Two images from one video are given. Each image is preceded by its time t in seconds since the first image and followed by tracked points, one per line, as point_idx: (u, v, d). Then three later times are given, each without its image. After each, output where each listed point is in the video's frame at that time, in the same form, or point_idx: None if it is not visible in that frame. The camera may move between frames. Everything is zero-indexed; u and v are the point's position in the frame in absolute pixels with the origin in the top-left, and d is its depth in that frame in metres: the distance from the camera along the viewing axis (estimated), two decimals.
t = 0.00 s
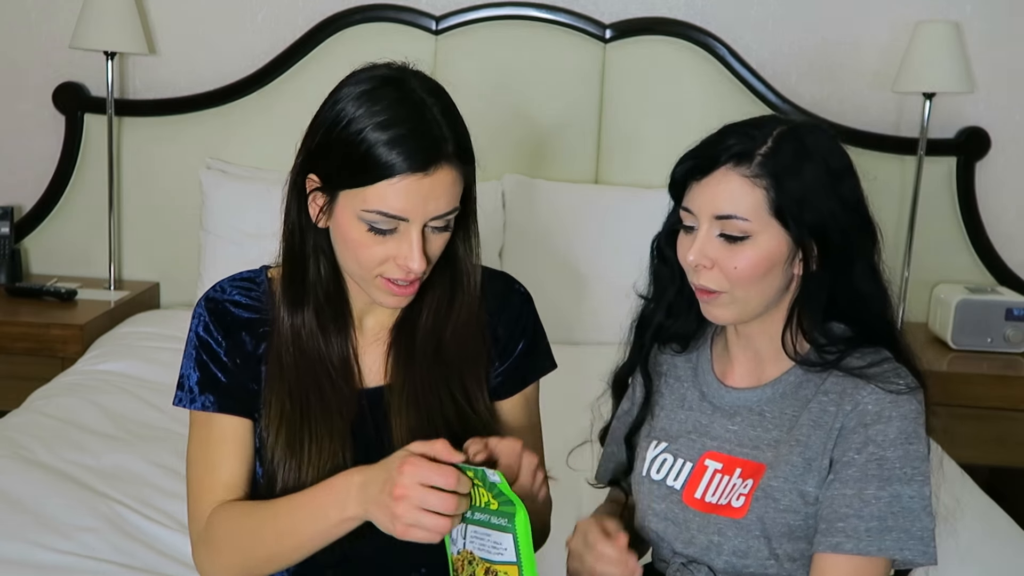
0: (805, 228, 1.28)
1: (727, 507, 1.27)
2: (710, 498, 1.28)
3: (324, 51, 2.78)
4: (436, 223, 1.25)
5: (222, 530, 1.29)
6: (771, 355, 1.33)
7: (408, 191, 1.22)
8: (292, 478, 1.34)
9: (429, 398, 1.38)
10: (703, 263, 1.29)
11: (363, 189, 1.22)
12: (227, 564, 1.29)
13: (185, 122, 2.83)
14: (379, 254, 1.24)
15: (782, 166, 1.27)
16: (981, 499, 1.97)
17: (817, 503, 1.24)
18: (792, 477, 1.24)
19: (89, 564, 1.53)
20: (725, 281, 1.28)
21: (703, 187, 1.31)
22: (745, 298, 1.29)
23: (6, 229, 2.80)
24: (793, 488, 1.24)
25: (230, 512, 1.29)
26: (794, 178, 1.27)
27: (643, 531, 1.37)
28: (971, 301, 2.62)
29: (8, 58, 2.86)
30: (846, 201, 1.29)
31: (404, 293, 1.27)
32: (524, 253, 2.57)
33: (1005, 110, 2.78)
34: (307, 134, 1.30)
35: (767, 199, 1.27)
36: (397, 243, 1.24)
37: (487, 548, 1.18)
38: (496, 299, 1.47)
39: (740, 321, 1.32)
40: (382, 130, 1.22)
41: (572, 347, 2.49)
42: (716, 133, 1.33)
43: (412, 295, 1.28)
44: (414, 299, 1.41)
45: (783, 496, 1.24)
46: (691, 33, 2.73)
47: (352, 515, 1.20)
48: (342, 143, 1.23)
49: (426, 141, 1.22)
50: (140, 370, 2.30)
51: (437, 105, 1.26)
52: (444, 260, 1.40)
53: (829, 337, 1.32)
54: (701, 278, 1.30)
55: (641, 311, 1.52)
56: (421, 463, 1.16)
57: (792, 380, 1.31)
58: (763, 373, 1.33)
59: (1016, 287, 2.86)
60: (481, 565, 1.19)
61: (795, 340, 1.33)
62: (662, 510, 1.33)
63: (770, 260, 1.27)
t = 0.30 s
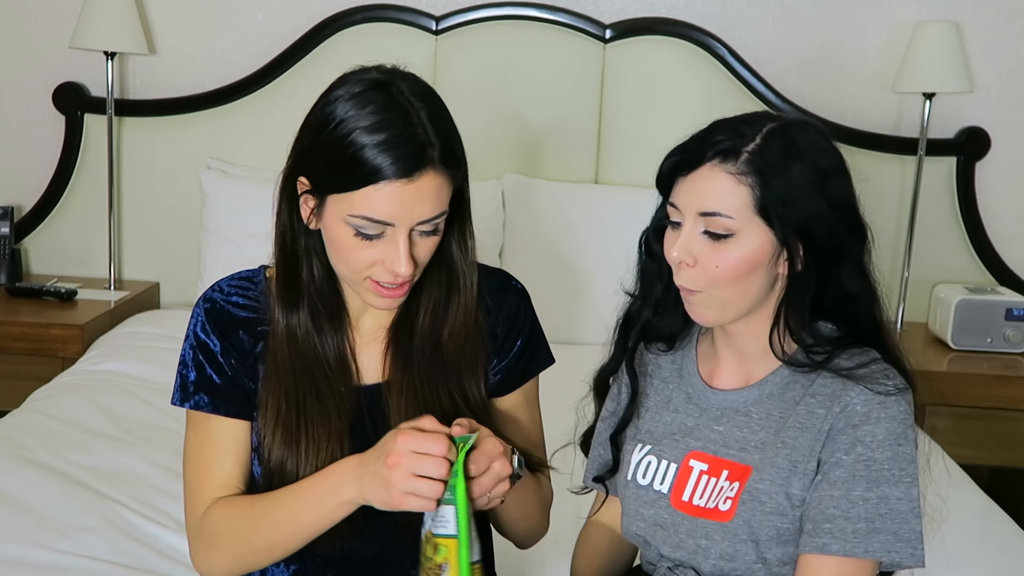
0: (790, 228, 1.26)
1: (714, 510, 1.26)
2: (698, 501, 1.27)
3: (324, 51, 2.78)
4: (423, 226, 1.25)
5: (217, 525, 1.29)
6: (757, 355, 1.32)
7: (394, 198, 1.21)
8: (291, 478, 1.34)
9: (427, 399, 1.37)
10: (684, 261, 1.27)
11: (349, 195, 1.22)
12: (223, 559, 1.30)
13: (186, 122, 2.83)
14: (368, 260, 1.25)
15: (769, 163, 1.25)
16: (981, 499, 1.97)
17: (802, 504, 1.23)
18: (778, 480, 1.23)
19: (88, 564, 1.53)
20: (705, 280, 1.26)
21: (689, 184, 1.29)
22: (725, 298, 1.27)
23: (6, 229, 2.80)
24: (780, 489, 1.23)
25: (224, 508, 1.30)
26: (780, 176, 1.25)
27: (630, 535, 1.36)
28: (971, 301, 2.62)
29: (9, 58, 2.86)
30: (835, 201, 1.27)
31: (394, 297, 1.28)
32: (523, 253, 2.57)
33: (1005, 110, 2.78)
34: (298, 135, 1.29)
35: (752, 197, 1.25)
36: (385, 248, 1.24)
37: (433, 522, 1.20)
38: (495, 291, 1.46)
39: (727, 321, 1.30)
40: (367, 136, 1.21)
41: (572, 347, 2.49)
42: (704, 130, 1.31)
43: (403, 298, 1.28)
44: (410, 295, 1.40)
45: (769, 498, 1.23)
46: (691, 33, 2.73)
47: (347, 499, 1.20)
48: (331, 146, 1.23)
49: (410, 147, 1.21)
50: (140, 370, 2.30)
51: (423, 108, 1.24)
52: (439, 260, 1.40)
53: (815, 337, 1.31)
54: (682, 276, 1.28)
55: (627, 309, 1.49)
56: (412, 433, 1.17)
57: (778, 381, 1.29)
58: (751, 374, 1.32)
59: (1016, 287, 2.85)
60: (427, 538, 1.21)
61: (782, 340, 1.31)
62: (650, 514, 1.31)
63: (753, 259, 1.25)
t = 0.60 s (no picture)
0: (777, 234, 1.24)
1: (722, 522, 1.26)
2: (702, 513, 1.27)
3: (324, 51, 2.78)
4: (403, 229, 1.24)
5: (209, 522, 1.30)
6: (754, 361, 1.31)
7: (370, 202, 1.21)
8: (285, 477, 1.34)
9: (418, 397, 1.37)
10: (667, 265, 1.25)
11: (326, 200, 1.23)
12: (215, 556, 1.31)
13: (186, 122, 2.83)
14: (348, 264, 1.25)
15: (753, 168, 1.24)
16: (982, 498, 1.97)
17: (816, 515, 1.24)
18: (788, 493, 1.24)
19: (87, 564, 1.53)
20: (688, 285, 1.25)
21: (675, 187, 1.28)
22: (708, 304, 1.25)
23: (6, 229, 2.80)
24: (791, 503, 1.24)
25: (216, 505, 1.31)
26: (764, 182, 1.23)
27: (630, 547, 1.36)
28: (971, 301, 2.62)
29: (8, 58, 2.86)
30: (829, 205, 1.24)
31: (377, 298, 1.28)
32: (522, 253, 2.57)
33: (1005, 110, 2.78)
34: (280, 140, 1.29)
35: (736, 201, 1.24)
36: (364, 252, 1.24)
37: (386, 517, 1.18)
38: (487, 290, 1.45)
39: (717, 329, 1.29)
40: (343, 142, 1.21)
41: (572, 347, 2.48)
42: (689, 136, 1.29)
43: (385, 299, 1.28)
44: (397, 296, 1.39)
45: (780, 512, 1.24)
46: (691, 33, 2.73)
47: (320, 495, 1.21)
48: (311, 148, 1.23)
49: (385, 151, 1.20)
50: (140, 370, 2.30)
51: (400, 112, 1.24)
52: (426, 260, 1.38)
53: (815, 341, 1.29)
54: (665, 280, 1.26)
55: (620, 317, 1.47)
56: (369, 430, 1.16)
57: (778, 390, 1.29)
58: (750, 383, 1.31)
59: (1016, 287, 2.85)
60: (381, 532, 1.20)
61: (782, 346, 1.29)
62: (653, 528, 1.31)
63: (736, 264, 1.24)
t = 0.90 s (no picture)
0: (770, 238, 1.24)
1: (722, 527, 1.26)
2: (701, 517, 1.27)
3: (324, 51, 2.78)
4: (392, 229, 1.24)
5: (205, 521, 1.31)
6: (752, 364, 1.31)
7: (359, 202, 1.21)
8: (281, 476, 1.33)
9: (411, 396, 1.37)
10: (660, 269, 1.25)
11: (315, 200, 1.23)
12: (210, 554, 1.31)
13: (186, 122, 2.83)
14: (337, 263, 1.25)
15: (746, 172, 1.23)
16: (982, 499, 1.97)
17: (814, 518, 1.25)
18: (787, 497, 1.24)
19: (86, 564, 1.53)
20: (681, 289, 1.24)
21: (667, 190, 1.28)
22: (702, 307, 1.25)
23: (6, 229, 2.80)
24: (789, 507, 1.24)
25: (212, 505, 1.31)
26: (757, 185, 1.23)
27: (632, 552, 1.35)
28: (971, 301, 2.62)
29: (8, 58, 2.86)
30: (824, 207, 1.24)
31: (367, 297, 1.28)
32: (522, 253, 2.58)
33: (1005, 110, 2.78)
34: (273, 140, 1.29)
35: (728, 204, 1.23)
36: (354, 251, 1.24)
37: (373, 514, 1.18)
38: (482, 289, 1.45)
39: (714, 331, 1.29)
40: (332, 141, 1.21)
41: (571, 347, 2.49)
42: (681, 139, 1.29)
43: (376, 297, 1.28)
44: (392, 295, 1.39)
45: (779, 516, 1.24)
46: (691, 33, 2.73)
47: (310, 493, 1.21)
48: (301, 147, 1.23)
49: (373, 152, 1.20)
50: (139, 370, 2.30)
51: (388, 112, 1.24)
52: (421, 260, 1.39)
53: (814, 343, 1.30)
54: (659, 283, 1.26)
55: (618, 321, 1.47)
56: (357, 426, 1.16)
57: (775, 392, 1.29)
58: (748, 385, 1.31)
59: (1017, 287, 2.85)
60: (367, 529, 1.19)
61: (780, 349, 1.30)
62: (653, 532, 1.31)
63: (730, 268, 1.23)
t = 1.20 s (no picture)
0: (778, 227, 1.24)
1: (714, 522, 1.26)
2: (694, 512, 1.27)
3: (324, 52, 2.78)
4: (388, 229, 1.24)
5: (204, 525, 1.31)
6: (745, 360, 1.30)
7: (355, 202, 1.21)
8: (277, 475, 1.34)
9: (411, 401, 1.36)
10: (674, 257, 1.24)
11: (311, 200, 1.22)
12: (210, 558, 1.31)
13: (186, 122, 2.83)
14: (332, 263, 1.25)
15: (755, 157, 1.23)
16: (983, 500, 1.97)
17: (807, 513, 1.24)
18: (779, 492, 1.24)
19: (86, 564, 1.53)
20: (696, 277, 1.23)
21: (676, 179, 1.26)
22: (714, 295, 1.24)
23: (6, 229, 2.80)
24: (781, 502, 1.24)
25: (212, 508, 1.31)
26: (765, 176, 1.23)
27: (623, 548, 1.35)
28: (971, 301, 2.62)
29: (8, 58, 2.86)
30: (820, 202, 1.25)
31: (362, 298, 1.27)
32: (522, 253, 2.57)
33: (1005, 110, 2.78)
34: (268, 141, 1.29)
35: (739, 191, 1.23)
36: (350, 251, 1.24)
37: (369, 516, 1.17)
38: (480, 288, 1.45)
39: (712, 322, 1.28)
40: (328, 141, 1.21)
41: (571, 348, 2.49)
42: (684, 130, 1.29)
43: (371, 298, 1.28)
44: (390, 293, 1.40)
45: (771, 512, 1.24)
46: (691, 33, 2.73)
47: (309, 499, 1.21)
48: (296, 148, 1.23)
49: (370, 152, 1.20)
50: (140, 370, 2.30)
51: (385, 112, 1.24)
52: (418, 262, 1.39)
53: (808, 337, 1.30)
54: (671, 273, 1.25)
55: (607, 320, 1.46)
56: (356, 430, 1.16)
57: (768, 387, 1.29)
58: (741, 380, 1.31)
59: (1017, 287, 2.85)
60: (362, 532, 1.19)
61: (773, 341, 1.30)
62: (646, 529, 1.31)
63: (743, 256, 1.23)
